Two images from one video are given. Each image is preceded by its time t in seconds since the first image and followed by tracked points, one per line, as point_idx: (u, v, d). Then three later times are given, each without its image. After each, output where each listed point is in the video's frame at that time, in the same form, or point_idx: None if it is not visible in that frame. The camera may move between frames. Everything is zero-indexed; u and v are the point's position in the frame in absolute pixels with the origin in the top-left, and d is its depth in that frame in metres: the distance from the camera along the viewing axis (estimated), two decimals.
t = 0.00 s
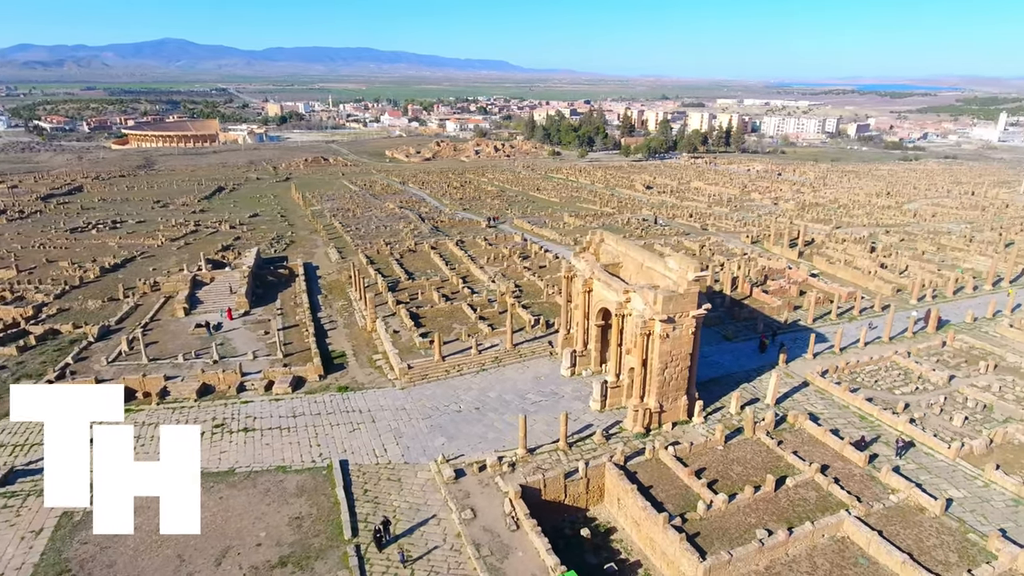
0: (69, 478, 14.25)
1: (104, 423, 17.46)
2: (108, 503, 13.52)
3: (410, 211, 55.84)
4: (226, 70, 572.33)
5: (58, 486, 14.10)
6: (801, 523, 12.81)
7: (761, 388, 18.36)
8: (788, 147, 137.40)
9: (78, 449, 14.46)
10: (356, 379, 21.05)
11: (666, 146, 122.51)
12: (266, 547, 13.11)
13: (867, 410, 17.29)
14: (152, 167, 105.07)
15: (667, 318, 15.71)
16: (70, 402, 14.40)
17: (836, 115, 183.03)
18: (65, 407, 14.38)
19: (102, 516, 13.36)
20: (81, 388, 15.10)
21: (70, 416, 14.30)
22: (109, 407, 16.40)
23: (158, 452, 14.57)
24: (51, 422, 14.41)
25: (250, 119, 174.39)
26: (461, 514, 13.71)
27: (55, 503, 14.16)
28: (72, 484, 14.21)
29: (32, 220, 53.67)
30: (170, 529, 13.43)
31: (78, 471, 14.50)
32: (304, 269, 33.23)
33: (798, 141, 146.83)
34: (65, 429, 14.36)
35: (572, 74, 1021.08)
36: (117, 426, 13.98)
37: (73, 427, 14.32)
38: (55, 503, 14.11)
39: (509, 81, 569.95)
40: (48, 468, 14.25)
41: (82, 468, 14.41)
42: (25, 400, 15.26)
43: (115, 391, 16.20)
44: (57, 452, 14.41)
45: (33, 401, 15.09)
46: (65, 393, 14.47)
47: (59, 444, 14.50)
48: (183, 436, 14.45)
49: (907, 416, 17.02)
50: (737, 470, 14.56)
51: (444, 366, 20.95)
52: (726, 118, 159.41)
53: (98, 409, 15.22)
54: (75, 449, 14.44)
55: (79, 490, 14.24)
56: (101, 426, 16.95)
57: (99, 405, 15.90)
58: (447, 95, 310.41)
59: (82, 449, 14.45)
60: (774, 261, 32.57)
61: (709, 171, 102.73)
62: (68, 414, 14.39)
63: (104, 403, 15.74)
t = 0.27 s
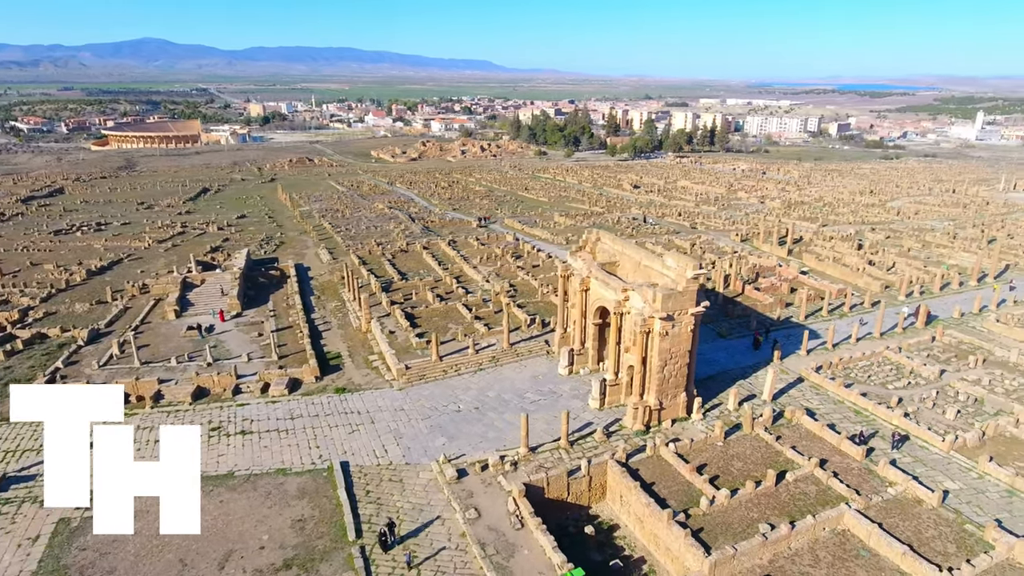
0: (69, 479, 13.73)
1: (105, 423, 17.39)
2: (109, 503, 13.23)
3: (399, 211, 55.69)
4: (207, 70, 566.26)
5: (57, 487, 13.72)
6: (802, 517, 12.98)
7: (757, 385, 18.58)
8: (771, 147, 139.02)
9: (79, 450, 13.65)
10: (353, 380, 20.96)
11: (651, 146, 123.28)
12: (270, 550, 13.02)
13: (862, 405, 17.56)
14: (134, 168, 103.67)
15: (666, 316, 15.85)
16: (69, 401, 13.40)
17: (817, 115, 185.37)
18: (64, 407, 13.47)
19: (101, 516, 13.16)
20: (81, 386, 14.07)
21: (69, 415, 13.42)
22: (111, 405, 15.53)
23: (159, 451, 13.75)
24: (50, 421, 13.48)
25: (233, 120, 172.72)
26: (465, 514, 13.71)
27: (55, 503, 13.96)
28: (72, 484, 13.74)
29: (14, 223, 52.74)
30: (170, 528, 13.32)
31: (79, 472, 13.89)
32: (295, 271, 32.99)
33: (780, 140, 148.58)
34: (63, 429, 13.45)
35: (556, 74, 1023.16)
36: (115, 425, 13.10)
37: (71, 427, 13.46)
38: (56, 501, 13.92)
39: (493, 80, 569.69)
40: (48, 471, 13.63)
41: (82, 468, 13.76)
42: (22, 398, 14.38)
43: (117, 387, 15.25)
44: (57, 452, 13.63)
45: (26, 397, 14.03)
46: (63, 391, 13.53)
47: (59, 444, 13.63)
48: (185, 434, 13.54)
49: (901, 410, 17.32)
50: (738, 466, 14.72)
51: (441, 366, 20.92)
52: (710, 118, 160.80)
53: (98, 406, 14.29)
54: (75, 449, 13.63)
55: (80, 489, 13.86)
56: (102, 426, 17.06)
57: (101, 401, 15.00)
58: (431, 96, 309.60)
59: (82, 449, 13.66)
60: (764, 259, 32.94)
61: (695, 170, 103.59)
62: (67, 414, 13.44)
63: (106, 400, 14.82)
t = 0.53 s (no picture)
0: (70, 481, 13.78)
1: (104, 423, 17.42)
2: (109, 503, 13.29)
3: (388, 212, 55.46)
4: (187, 70, 558.88)
5: (57, 488, 13.76)
6: (803, 511, 13.15)
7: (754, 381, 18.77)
8: (754, 146, 140.40)
9: (79, 452, 13.64)
10: (349, 381, 20.85)
11: (636, 145, 123.86)
12: (273, 553, 12.92)
13: (856, 399, 17.82)
14: (114, 170, 102.10)
15: (665, 314, 15.96)
16: (69, 401, 13.49)
17: (799, 114, 187.46)
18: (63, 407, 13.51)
19: (102, 515, 13.23)
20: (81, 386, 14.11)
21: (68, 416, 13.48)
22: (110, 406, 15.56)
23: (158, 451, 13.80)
24: (50, 421, 13.51)
25: (215, 120, 170.69)
26: (469, 513, 13.71)
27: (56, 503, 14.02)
28: (72, 485, 13.81)
29: None
30: (170, 528, 13.34)
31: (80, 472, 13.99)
32: (287, 272, 32.73)
33: (763, 139, 150.12)
34: (63, 429, 13.48)
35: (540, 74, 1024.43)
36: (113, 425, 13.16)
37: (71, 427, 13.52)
38: (56, 501, 13.87)
39: (477, 80, 568.38)
40: (49, 471, 13.61)
41: (82, 469, 13.77)
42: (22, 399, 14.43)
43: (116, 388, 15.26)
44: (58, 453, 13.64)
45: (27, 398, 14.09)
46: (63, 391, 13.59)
47: (59, 444, 13.65)
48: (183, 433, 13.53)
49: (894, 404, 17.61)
50: (738, 461, 14.87)
51: (439, 367, 20.89)
52: (694, 117, 161.93)
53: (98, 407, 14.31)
54: (75, 450, 13.64)
55: (80, 489, 13.87)
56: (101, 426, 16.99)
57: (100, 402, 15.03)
58: (414, 95, 308.32)
59: (81, 449, 13.65)
60: (754, 256, 33.28)
61: (680, 169, 104.29)
62: (68, 415, 13.53)
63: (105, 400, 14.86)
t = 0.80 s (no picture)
0: (69, 481, 13.86)
1: (105, 423, 17.58)
2: (109, 503, 13.36)
3: (377, 212, 55.26)
4: (166, 70, 551.46)
5: (57, 489, 13.85)
6: (804, 505, 13.32)
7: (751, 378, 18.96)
8: (738, 145, 141.75)
9: (78, 453, 13.67)
10: (347, 383, 20.76)
11: (622, 145, 124.43)
12: (277, 557, 12.84)
13: (851, 395, 18.08)
14: (94, 171, 100.47)
15: (664, 311, 16.10)
16: (71, 402, 13.65)
17: (781, 113, 189.59)
18: (64, 407, 13.61)
19: (102, 515, 13.31)
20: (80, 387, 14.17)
21: (69, 416, 13.55)
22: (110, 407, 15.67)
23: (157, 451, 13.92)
24: (51, 421, 13.63)
25: (196, 120, 168.58)
26: (473, 513, 13.73)
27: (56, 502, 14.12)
28: (72, 486, 13.88)
29: None
30: (171, 528, 13.42)
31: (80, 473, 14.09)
32: (278, 273, 32.50)
33: (747, 138, 151.59)
34: (64, 430, 13.59)
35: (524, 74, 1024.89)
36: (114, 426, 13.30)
37: (72, 428, 13.58)
38: (55, 500, 13.98)
39: (461, 80, 566.48)
40: (48, 471, 13.70)
41: (82, 470, 13.88)
42: (25, 400, 14.54)
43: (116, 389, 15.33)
44: (58, 454, 13.71)
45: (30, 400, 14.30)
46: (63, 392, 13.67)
47: (60, 444, 13.75)
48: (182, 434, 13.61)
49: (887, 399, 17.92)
50: (738, 457, 15.03)
51: (436, 367, 20.87)
52: (679, 117, 163.08)
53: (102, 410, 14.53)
54: (75, 451, 13.68)
55: (81, 489, 13.95)
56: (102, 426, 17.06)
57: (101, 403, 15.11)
58: (397, 95, 307.02)
59: (82, 451, 13.69)
60: (744, 254, 33.66)
61: (666, 168, 104.97)
62: (68, 415, 13.62)
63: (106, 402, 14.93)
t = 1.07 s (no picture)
0: (69, 482, 13.96)
1: (104, 422, 17.76)
2: (109, 503, 13.48)
3: (366, 213, 54.99)
4: (144, 70, 543.21)
5: (57, 490, 13.93)
6: (805, 499, 13.50)
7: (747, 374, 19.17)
8: (721, 144, 142.95)
9: (78, 452, 13.79)
10: (343, 384, 20.65)
11: (607, 144, 124.91)
12: (281, 560, 12.74)
13: (845, 389, 18.36)
14: (72, 173, 98.68)
15: (663, 310, 16.24)
16: (69, 402, 13.71)
17: (763, 112, 191.77)
18: (62, 407, 13.68)
19: (102, 515, 13.38)
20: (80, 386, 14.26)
21: (68, 416, 13.62)
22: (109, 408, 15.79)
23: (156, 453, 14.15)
24: (51, 421, 13.68)
25: (177, 121, 166.25)
26: (477, 513, 13.74)
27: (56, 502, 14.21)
28: (71, 487, 13.97)
29: None
30: (170, 528, 13.47)
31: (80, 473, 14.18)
32: (268, 275, 32.20)
33: (729, 138, 153.05)
34: (63, 430, 13.67)
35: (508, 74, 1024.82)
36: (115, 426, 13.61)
37: (71, 428, 13.67)
38: (55, 501, 14.01)
39: (444, 80, 564.60)
40: (48, 472, 13.76)
41: (82, 469, 13.97)
42: (23, 401, 14.63)
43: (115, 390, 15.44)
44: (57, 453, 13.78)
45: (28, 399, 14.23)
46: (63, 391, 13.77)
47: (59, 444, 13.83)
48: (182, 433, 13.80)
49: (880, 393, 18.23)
50: (737, 452, 15.21)
51: (433, 368, 20.84)
52: (663, 116, 164.14)
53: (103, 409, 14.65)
54: (75, 451, 13.78)
55: (80, 490, 14.02)
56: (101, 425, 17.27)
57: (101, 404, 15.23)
58: (380, 95, 305.36)
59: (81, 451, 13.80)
60: (734, 252, 34.02)
61: (651, 167, 105.62)
62: (66, 414, 13.67)
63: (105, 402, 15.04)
